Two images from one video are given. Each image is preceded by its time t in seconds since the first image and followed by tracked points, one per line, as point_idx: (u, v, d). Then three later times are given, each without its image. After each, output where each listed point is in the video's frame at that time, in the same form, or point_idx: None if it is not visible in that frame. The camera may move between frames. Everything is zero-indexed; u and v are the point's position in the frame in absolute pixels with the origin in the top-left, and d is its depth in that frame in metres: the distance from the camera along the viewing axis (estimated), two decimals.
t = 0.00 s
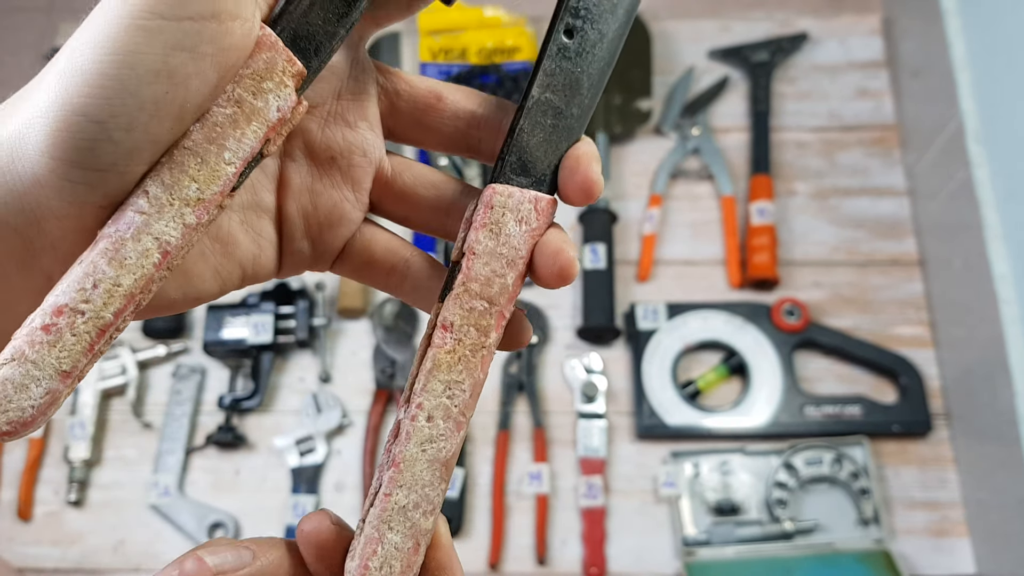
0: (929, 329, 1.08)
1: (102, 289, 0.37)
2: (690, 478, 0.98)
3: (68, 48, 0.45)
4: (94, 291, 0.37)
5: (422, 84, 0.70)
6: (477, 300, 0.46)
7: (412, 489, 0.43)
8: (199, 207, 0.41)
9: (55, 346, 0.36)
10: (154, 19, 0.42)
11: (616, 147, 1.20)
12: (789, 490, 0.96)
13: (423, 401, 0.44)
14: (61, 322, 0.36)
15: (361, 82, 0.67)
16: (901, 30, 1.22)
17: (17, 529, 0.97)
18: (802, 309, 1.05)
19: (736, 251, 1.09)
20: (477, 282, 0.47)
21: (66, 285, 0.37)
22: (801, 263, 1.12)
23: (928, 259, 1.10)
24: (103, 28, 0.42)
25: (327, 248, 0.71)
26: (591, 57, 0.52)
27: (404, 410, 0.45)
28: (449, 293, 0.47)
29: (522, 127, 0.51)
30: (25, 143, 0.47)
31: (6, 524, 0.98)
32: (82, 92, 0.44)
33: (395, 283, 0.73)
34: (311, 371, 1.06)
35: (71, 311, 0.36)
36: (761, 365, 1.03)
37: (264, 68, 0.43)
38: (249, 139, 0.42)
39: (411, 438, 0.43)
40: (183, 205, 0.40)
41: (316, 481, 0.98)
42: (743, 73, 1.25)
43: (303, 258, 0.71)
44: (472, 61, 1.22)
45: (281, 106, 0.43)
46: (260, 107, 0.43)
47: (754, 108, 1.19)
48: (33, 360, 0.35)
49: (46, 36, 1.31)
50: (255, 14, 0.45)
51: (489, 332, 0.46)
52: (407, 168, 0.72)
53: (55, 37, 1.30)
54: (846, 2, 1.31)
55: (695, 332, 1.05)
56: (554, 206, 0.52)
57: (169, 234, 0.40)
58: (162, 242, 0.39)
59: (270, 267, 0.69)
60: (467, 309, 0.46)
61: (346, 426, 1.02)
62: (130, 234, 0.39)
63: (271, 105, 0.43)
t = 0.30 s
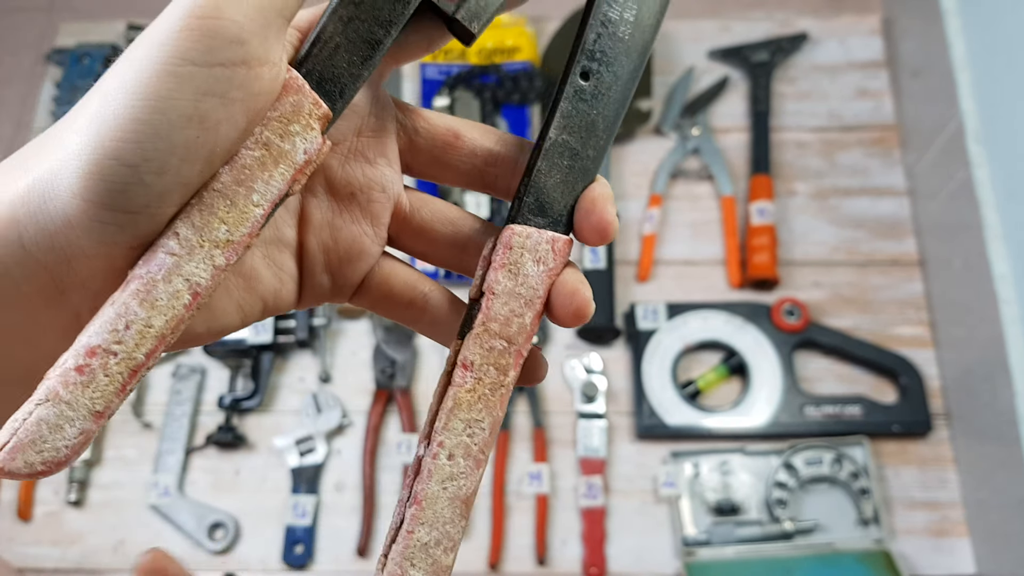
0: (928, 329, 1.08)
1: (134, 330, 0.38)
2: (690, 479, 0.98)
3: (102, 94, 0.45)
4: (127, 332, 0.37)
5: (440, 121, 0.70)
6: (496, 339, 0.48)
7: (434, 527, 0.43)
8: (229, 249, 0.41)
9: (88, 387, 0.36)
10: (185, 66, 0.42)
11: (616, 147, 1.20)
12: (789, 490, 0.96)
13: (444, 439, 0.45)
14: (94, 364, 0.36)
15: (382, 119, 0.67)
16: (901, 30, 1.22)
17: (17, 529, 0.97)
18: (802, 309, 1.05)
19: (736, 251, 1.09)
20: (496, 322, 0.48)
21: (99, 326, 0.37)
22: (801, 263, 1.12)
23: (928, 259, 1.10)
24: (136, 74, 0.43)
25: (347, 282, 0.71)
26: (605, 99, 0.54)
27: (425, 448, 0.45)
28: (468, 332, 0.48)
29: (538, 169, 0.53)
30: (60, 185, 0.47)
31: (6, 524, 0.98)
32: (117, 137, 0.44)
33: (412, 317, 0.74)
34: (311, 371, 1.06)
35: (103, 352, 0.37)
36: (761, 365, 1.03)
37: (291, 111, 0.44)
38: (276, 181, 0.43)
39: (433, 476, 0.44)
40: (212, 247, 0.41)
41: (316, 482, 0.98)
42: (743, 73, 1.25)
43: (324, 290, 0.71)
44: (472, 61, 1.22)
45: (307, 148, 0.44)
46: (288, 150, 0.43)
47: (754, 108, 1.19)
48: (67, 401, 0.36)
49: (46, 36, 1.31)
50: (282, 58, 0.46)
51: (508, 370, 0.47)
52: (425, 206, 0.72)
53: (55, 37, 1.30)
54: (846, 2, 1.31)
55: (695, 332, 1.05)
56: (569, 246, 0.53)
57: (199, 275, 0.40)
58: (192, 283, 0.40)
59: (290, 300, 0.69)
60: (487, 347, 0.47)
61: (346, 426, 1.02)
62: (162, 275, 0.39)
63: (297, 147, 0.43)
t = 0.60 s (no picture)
0: (928, 329, 1.08)
1: (175, 369, 0.37)
2: (690, 479, 0.98)
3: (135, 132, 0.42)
4: (168, 371, 0.37)
5: (456, 133, 0.69)
6: (514, 365, 0.48)
7: (455, 545, 0.44)
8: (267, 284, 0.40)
9: (132, 429, 0.36)
10: (221, 103, 0.40)
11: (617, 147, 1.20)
12: (789, 490, 0.96)
13: (465, 463, 0.46)
14: (137, 405, 0.36)
15: (399, 131, 0.66)
16: (901, 30, 1.22)
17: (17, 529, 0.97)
18: (801, 309, 1.05)
19: (736, 251, 1.09)
20: (515, 349, 0.48)
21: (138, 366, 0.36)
22: (801, 263, 1.12)
23: (928, 259, 1.10)
24: (170, 111, 0.40)
25: (360, 291, 0.71)
26: (622, 124, 0.54)
27: (442, 465, 0.47)
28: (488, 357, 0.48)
29: (558, 194, 0.53)
30: (91, 224, 0.44)
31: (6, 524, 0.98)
32: (153, 177, 0.41)
33: (422, 327, 0.74)
34: (311, 371, 1.06)
35: (146, 394, 0.36)
36: (761, 365, 1.03)
37: (326, 141, 0.43)
38: (313, 214, 0.42)
39: (454, 497, 0.45)
40: (250, 282, 0.40)
41: (316, 481, 0.98)
42: (744, 73, 1.25)
43: (338, 298, 0.71)
44: (472, 61, 1.22)
45: (342, 178, 0.43)
46: (324, 181, 0.42)
47: (754, 108, 1.19)
48: (112, 443, 0.35)
49: (46, 36, 1.31)
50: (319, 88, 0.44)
51: (523, 396, 0.49)
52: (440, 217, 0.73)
53: (55, 37, 1.30)
54: (846, 2, 1.31)
55: (695, 332, 1.05)
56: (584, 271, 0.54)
57: (238, 312, 0.39)
58: (231, 320, 0.39)
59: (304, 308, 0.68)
60: (506, 374, 0.48)
61: (346, 426, 1.02)
62: (201, 313, 0.38)
63: (332, 177, 0.43)
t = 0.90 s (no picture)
0: (928, 329, 1.08)
1: (211, 419, 0.37)
2: (690, 478, 0.98)
3: (161, 199, 0.40)
4: (205, 422, 0.37)
5: (449, 132, 0.67)
6: (502, 373, 0.49)
7: (441, 530, 0.47)
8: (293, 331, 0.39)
9: (172, 477, 0.36)
10: (254, 168, 0.38)
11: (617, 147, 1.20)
12: (789, 490, 0.96)
13: (455, 462, 0.47)
14: (177, 455, 0.36)
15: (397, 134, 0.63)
16: (901, 30, 1.22)
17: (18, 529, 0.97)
18: (802, 309, 1.05)
19: (736, 251, 1.09)
20: (505, 359, 0.49)
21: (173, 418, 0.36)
22: (801, 263, 1.12)
23: (928, 259, 1.10)
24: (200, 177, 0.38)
25: (354, 284, 0.70)
26: (615, 135, 0.55)
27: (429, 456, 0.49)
28: (478, 367, 0.49)
29: (552, 209, 0.53)
30: (115, 287, 0.42)
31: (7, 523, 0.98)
32: (180, 242, 0.39)
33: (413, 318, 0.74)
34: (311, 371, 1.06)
35: (184, 444, 0.36)
36: (761, 365, 1.03)
37: (351, 184, 0.40)
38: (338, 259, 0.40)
39: (443, 491, 0.47)
40: (278, 330, 0.39)
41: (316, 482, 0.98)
42: (744, 73, 1.25)
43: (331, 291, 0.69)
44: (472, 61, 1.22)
45: (364, 220, 0.42)
46: (347, 226, 0.41)
47: (754, 108, 1.19)
48: (154, 492, 0.36)
49: (46, 36, 1.31)
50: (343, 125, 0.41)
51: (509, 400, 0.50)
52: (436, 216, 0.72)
53: (55, 37, 1.30)
54: (846, 2, 1.31)
55: (695, 332, 1.05)
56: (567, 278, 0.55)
57: (268, 358, 0.38)
58: (261, 366, 0.38)
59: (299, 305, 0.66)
60: (495, 383, 0.49)
61: (346, 426, 1.02)
62: (235, 365, 0.37)
63: (356, 221, 0.41)
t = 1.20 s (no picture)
0: (928, 329, 1.08)
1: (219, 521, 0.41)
2: (690, 479, 0.98)
3: (121, 299, 0.39)
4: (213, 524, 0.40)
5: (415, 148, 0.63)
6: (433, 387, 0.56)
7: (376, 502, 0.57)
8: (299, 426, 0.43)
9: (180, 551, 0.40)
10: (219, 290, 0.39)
11: (617, 147, 1.20)
12: (789, 490, 0.96)
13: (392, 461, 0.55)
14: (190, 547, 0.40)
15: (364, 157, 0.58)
16: (901, 30, 1.23)
17: (18, 529, 0.97)
18: (802, 309, 1.05)
19: (736, 251, 1.09)
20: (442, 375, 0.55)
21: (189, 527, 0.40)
22: (801, 263, 1.12)
23: (928, 259, 1.10)
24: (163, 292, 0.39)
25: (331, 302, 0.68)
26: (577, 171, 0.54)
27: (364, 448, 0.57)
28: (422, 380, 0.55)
29: (518, 238, 0.54)
30: (64, 380, 0.42)
31: (6, 523, 0.98)
32: (135, 347, 0.39)
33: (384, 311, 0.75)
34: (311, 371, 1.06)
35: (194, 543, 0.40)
36: (761, 366, 1.03)
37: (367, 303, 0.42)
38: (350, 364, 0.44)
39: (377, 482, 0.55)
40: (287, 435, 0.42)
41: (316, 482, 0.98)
42: (744, 73, 1.25)
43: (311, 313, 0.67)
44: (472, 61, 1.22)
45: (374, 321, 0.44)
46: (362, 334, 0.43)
47: (754, 108, 1.19)
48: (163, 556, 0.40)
49: (46, 36, 1.31)
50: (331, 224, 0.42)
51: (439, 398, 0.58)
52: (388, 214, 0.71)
53: (55, 37, 1.30)
54: (846, 2, 1.31)
55: (695, 332, 1.05)
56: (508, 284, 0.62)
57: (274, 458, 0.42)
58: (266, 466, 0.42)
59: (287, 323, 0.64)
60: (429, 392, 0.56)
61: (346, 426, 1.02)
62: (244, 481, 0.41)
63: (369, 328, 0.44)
